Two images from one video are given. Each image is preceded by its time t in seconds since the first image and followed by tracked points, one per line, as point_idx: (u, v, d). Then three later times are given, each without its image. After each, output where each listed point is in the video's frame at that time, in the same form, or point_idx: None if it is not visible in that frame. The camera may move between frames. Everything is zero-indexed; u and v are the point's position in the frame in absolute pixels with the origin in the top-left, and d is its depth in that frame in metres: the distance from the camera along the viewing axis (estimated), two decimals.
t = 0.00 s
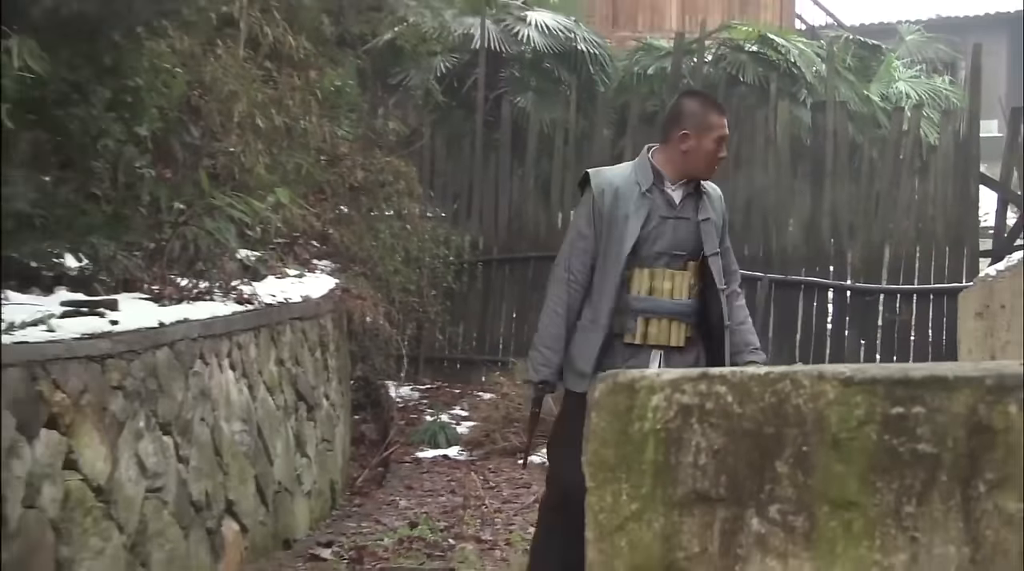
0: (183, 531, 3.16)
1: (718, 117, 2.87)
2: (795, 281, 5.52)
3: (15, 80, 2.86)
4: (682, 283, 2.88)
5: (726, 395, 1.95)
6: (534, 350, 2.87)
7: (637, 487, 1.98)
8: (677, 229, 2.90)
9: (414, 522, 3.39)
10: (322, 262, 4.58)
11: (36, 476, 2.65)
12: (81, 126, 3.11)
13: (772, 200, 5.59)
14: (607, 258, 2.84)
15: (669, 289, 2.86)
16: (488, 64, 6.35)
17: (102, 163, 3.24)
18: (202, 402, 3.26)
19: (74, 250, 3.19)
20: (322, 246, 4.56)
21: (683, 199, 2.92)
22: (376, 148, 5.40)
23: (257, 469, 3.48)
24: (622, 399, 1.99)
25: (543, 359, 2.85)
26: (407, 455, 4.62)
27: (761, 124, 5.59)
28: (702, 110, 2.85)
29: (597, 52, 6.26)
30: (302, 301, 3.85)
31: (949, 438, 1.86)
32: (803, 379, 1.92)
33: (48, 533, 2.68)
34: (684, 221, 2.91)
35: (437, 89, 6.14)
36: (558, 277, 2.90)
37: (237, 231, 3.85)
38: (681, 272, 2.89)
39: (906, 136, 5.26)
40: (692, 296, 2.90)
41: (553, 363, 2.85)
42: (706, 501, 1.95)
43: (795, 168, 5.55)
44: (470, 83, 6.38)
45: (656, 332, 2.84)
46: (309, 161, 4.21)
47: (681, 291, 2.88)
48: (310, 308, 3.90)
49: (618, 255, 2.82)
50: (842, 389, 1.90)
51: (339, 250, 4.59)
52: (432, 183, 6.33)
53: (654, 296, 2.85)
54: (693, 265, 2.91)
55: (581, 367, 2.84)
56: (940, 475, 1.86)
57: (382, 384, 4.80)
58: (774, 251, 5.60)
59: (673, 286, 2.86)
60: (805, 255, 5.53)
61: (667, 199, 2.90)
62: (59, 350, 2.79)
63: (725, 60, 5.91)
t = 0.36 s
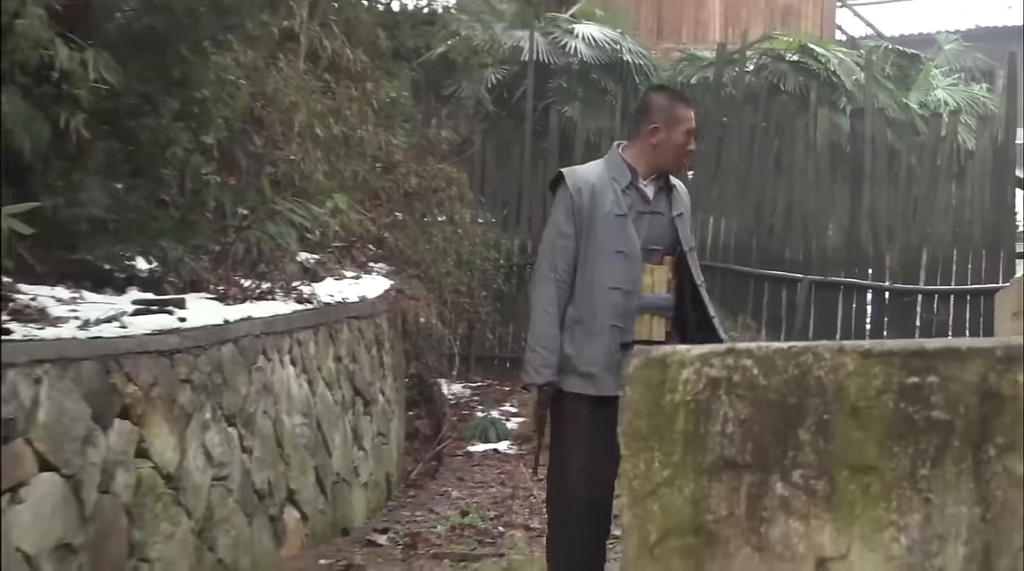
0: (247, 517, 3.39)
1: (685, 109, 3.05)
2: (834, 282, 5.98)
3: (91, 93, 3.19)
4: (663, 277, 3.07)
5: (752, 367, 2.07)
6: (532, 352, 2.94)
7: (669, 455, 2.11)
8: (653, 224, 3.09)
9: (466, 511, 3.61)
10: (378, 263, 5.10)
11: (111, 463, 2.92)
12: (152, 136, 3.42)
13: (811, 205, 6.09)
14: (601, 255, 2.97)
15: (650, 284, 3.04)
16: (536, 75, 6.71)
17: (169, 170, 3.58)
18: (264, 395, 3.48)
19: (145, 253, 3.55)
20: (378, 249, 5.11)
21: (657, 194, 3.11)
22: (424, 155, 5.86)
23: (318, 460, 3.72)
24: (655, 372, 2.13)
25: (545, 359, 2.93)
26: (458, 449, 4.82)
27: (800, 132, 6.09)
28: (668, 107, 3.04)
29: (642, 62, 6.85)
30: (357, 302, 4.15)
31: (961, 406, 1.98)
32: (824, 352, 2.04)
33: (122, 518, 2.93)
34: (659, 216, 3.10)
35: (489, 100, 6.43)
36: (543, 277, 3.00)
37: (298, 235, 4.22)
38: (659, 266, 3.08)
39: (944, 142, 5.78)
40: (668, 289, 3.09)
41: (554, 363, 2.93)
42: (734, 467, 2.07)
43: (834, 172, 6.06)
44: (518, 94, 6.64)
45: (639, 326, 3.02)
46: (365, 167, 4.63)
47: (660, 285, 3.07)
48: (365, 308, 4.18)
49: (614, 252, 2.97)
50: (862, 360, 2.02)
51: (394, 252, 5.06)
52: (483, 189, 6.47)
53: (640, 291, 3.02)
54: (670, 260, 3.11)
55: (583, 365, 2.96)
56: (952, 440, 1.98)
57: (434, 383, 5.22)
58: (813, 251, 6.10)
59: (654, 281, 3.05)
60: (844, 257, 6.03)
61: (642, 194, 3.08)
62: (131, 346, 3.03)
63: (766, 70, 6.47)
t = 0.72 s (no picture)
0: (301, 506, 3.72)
1: (646, 93, 3.02)
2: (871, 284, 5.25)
3: (154, 100, 3.45)
4: (653, 264, 3.08)
5: (774, 342, 2.18)
6: (525, 337, 3.05)
7: (695, 426, 2.23)
8: (643, 210, 3.12)
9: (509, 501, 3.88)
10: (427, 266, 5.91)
11: (172, 452, 3.29)
12: (212, 143, 3.68)
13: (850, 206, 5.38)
14: (580, 240, 3.05)
15: (633, 271, 3.06)
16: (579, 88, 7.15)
17: (228, 176, 3.82)
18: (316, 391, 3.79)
19: (205, 255, 3.76)
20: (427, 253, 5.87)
21: (643, 181, 3.15)
22: (473, 160, 6.39)
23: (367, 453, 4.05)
24: (682, 347, 2.26)
25: (538, 343, 3.03)
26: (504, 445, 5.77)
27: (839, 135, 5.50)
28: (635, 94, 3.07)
29: (683, 72, 6.56)
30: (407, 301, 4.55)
31: (973, 374, 2.05)
32: (844, 327, 2.14)
33: (183, 504, 3.31)
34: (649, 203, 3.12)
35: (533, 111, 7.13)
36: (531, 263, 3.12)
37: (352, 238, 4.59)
38: (647, 254, 3.09)
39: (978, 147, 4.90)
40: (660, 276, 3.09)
41: (549, 344, 3.03)
42: (756, 437, 2.18)
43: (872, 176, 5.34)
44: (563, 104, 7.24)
45: (623, 314, 3.05)
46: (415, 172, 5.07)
47: (648, 272, 3.08)
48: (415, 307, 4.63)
49: (587, 239, 3.04)
50: (877, 333, 2.11)
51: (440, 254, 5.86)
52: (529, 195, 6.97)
53: (619, 278, 3.05)
54: (663, 246, 3.11)
55: (570, 357, 3.04)
56: (964, 407, 2.06)
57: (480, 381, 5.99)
58: (850, 257, 5.40)
59: (637, 268, 3.06)
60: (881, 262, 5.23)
61: (628, 181, 3.13)
62: (191, 341, 3.36)
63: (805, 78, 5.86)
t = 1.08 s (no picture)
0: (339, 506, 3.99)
1: (626, 102, 3.24)
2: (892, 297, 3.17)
3: (200, 118, 3.71)
4: (648, 276, 3.28)
5: (783, 329, 2.31)
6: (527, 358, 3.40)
7: (708, 410, 2.41)
8: (645, 221, 3.31)
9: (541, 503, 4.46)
10: (462, 279, 6.70)
11: (218, 453, 3.53)
12: (255, 160, 3.93)
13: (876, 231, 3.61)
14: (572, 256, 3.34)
15: (630, 283, 3.28)
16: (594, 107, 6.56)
17: (270, 192, 4.08)
18: (355, 395, 4.02)
19: (249, 266, 4.09)
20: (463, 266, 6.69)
21: (644, 191, 3.33)
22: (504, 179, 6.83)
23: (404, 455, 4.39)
24: (696, 334, 2.45)
25: (534, 364, 3.38)
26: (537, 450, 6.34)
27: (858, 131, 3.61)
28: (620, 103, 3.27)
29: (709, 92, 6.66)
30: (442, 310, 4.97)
31: (971, 356, 2.10)
32: (850, 314, 2.24)
33: (227, 504, 3.55)
34: (650, 213, 3.31)
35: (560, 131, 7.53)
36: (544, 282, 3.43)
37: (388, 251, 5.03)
38: (645, 266, 3.28)
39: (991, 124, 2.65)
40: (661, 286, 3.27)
41: (543, 366, 3.37)
42: (766, 419, 2.32)
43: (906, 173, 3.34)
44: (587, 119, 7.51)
45: (617, 327, 3.28)
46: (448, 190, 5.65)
47: (644, 284, 3.27)
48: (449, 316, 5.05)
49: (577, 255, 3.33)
50: (881, 319, 2.20)
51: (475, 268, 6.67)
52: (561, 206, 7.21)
53: (614, 292, 3.28)
54: (664, 257, 3.29)
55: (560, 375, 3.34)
56: (963, 389, 2.11)
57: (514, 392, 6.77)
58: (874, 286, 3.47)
59: (631, 281, 3.27)
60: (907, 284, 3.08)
61: (627, 193, 3.34)
62: (235, 348, 3.58)
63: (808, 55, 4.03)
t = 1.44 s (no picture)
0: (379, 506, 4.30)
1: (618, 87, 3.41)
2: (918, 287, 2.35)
3: (245, 133, 4.02)
4: (661, 263, 3.37)
5: (790, 316, 2.44)
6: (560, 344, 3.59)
7: (719, 394, 2.54)
8: (660, 207, 3.41)
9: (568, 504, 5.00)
10: (496, 289, 7.14)
11: (261, 452, 3.76)
12: (298, 174, 4.27)
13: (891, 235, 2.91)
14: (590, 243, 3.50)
15: (641, 271, 3.39)
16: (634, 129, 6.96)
17: (312, 205, 4.41)
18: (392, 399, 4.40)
19: (291, 277, 4.49)
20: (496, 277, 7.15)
21: (656, 177, 3.45)
22: (536, 191, 7.13)
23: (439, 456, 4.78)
24: (707, 322, 2.59)
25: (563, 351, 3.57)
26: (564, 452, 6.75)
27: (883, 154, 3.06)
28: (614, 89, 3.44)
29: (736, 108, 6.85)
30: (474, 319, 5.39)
31: (968, 340, 2.22)
32: (853, 302, 2.37)
33: (270, 500, 3.78)
34: (663, 200, 3.41)
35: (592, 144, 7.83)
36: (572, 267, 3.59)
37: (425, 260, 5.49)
38: (656, 254, 3.39)
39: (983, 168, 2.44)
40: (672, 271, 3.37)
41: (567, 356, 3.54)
42: (775, 402, 2.45)
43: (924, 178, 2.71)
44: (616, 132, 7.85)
45: (631, 316, 3.38)
46: (481, 203, 6.02)
47: (655, 271, 3.37)
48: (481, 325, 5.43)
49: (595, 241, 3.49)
50: (884, 305, 2.32)
51: (509, 278, 7.07)
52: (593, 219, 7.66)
53: (625, 280, 3.39)
54: (678, 244, 3.38)
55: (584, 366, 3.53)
56: (960, 370, 2.22)
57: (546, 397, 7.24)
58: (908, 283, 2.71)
59: (643, 269, 3.38)
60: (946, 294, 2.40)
61: (639, 180, 3.47)
62: (277, 351, 3.83)
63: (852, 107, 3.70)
